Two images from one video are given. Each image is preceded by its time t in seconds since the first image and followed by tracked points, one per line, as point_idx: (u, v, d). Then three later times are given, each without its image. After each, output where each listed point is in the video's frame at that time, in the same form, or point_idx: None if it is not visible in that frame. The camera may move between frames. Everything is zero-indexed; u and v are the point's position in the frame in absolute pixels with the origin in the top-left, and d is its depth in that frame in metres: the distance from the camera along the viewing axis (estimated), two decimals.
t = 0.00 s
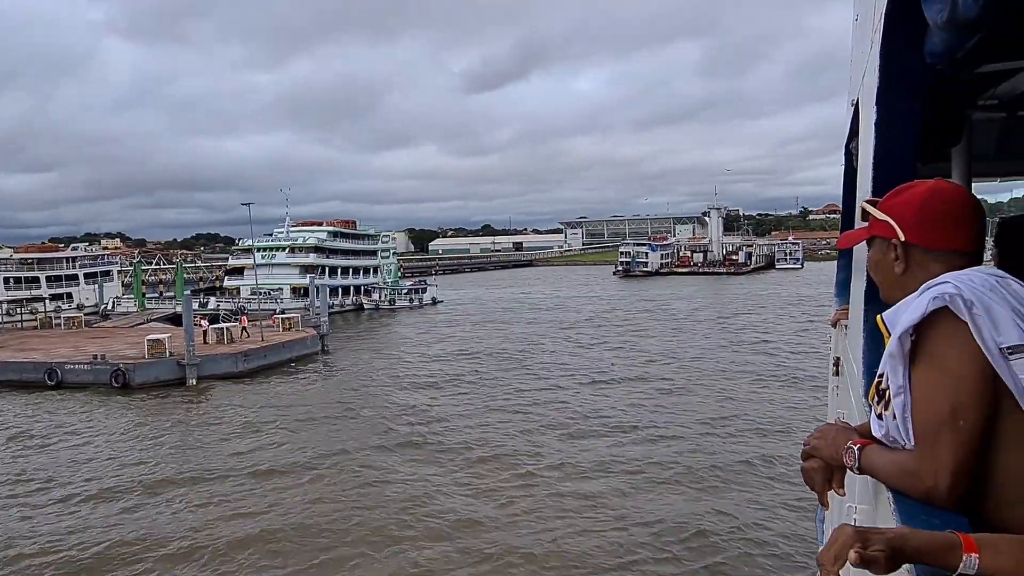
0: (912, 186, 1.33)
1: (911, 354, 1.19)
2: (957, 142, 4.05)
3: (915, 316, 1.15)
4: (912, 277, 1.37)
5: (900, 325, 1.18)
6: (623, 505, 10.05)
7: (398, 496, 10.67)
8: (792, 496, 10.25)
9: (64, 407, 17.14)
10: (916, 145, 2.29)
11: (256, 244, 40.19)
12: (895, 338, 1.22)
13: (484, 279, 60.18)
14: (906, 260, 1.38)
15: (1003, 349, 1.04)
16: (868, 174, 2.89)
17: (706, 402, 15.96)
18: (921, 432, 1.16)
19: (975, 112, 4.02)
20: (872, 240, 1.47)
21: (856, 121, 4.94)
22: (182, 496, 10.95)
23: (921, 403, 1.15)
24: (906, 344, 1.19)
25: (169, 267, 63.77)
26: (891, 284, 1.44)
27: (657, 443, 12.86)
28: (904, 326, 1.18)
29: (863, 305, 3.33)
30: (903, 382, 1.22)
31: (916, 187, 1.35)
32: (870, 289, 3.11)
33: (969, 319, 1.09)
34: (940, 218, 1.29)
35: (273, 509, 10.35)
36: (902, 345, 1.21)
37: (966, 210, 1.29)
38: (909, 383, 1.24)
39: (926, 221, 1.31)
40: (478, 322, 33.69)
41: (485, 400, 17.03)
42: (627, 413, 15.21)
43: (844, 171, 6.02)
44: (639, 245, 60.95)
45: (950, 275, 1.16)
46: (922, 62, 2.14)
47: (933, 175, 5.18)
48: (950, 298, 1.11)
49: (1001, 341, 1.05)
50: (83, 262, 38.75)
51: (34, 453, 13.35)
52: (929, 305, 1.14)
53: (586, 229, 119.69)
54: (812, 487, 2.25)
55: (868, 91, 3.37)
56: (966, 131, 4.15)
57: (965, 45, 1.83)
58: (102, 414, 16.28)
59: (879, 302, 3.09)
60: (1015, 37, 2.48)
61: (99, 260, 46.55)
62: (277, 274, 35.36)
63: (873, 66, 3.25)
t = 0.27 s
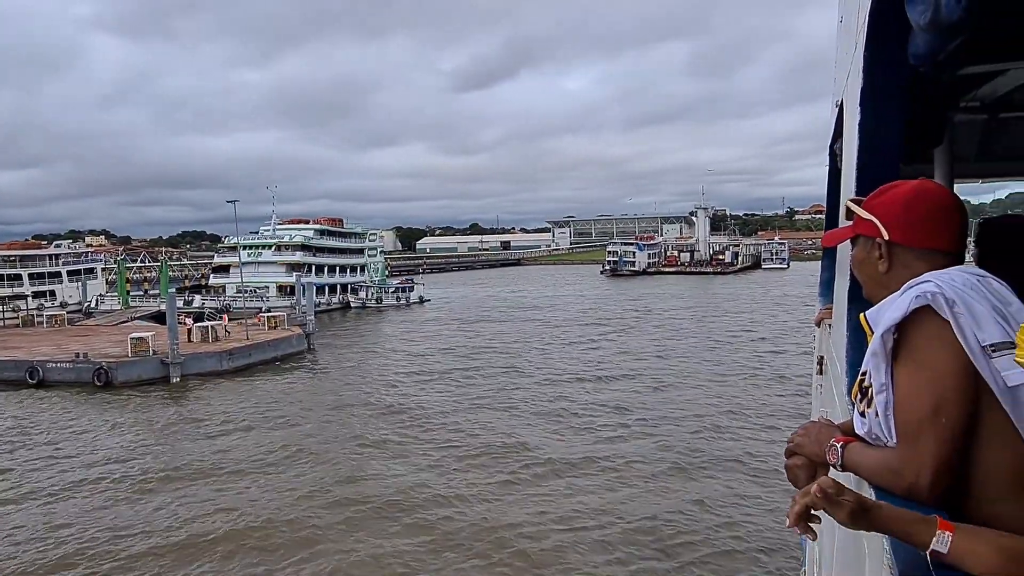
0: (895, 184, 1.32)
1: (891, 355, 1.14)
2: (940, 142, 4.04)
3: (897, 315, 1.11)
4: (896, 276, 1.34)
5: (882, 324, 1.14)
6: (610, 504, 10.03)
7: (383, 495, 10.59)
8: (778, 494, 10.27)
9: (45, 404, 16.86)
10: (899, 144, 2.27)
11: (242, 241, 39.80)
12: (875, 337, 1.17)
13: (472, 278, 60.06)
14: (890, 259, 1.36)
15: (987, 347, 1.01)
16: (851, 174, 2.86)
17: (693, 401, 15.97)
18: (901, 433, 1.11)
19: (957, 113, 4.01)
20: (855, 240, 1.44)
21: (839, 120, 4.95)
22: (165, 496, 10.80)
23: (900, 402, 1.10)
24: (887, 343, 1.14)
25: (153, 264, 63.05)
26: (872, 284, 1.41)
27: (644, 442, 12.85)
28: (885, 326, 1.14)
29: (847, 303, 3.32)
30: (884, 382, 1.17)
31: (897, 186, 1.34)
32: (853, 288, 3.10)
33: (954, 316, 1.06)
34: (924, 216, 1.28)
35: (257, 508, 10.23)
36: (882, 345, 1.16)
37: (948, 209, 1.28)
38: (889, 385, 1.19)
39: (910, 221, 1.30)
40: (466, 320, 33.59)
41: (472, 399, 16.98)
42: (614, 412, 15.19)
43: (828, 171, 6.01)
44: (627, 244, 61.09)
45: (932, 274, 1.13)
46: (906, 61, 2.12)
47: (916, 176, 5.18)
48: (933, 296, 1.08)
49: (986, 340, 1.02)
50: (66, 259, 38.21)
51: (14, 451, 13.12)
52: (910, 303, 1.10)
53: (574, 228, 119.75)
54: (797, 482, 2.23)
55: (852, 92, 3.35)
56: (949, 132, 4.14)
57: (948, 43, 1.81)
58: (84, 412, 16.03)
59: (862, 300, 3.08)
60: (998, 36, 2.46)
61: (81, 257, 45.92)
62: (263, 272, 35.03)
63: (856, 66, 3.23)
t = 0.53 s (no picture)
0: (874, 187, 1.40)
1: (873, 350, 1.25)
2: (919, 144, 4.10)
3: (878, 312, 1.22)
4: (876, 275, 1.42)
5: (863, 321, 1.24)
6: (595, 501, 10.11)
7: (371, 494, 10.58)
8: (761, 491, 10.41)
9: (23, 403, 16.56)
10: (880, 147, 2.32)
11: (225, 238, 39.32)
12: (857, 335, 1.28)
13: (457, 277, 59.84)
14: (870, 257, 1.43)
15: (960, 342, 1.12)
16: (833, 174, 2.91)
17: (677, 400, 16.09)
18: (882, 425, 1.21)
19: (936, 115, 4.08)
20: (836, 240, 1.51)
21: (821, 121, 4.98)
22: (149, 494, 10.71)
23: (885, 399, 1.20)
24: (867, 340, 1.25)
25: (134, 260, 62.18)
26: (854, 281, 1.48)
27: (629, 440, 12.94)
28: (866, 323, 1.24)
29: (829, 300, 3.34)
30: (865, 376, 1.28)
31: (877, 188, 1.42)
32: (834, 285, 3.13)
33: (930, 316, 1.16)
34: (903, 217, 1.36)
35: (243, 506, 10.18)
36: (863, 343, 1.27)
37: (926, 211, 1.37)
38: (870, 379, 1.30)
39: (889, 222, 1.38)
40: (452, 318, 33.43)
41: (458, 398, 16.92)
42: (599, 410, 15.27)
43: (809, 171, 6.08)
44: (613, 243, 61.16)
45: (910, 274, 1.23)
46: (886, 65, 2.15)
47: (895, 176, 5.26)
48: (911, 295, 1.18)
49: (959, 335, 1.13)
50: (45, 255, 37.56)
51: None
52: (892, 301, 1.20)
53: (560, 227, 119.74)
54: (778, 479, 2.23)
55: (835, 93, 3.39)
56: (928, 134, 4.22)
57: (928, 48, 1.86)
58: (64, 410, 15.74)
59: (844, 297, 3.10)
60: (976, 41, 2.51)
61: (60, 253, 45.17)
62: (247, 269, 34.62)
63: (839, 68, 3.27)
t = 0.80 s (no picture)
0: (859, 184, 1.40)
1: (857, 348, 1.23)
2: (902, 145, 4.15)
3: (862, 310, 1.20)
4: (858, 272, 1.43)
5: (848, 318, 1.23)
6: (582, 499, 10.14)
7: (358, 492, 10.55)
8: (747, 487, 10.50)
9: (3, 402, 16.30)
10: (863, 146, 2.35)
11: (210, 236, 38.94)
12: (839, 332, 1.26)
13: (445, 276, 59.68)
14: (854, 255, 1.44)
15: (945, 340, 1.11)
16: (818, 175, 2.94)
17: (664, 399, 16.17)
18: (866, 423, 1.20)
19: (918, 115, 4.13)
20: (821, 237, 1.52)
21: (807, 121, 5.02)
22: (134, 493, 10.61)
23: (868, 395, 1.18)
24: (851, 337, 1.24)
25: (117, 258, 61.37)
26: (837, 279, 1.49)
27: (617, 438, 13.00)
28: (851, 320, 1.23)
29: (813, 298, 3.36)
30: (848, 374, 1.27)
31: (860, 186, 1.42)
32: (818, 283, 3.15)
33: (915, 312, 1.15)
34: (887, 215, 1.38)
35: (230, 505, 10.13)
36: (848, 338, 1.25)
37: (909, 208, 1.37)
38: (853, 376, 1.29)
39: (874, 220, 1.39)
40: (439, 317, 33.31)
41: (445, 397, 16.88)
42: (587, 409, 15.31)
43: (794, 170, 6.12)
44: (600, 243, 61.26)
45: (893, 270, 1.23)
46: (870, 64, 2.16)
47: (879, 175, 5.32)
48: (894, 291, 1.17)
49: (943, 332, 1.12)
50: (26, 252, 37.01)
51: None
52: (875, 298, 1.19)
53: (547, 227, 119.76)
54: (762, 474, 2.22)
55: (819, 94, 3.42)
56: (911, 134, 4.25)
57: (911, 50, 1.88)
58: (45, 409, 15.52)
59: (829, 294, 3.11)
60: (959, 44, 2.53)
61: (41, 250, 44.48)
62: (233, 268, 34.31)
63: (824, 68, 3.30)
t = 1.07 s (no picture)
0: (848, 188, 1.46)
1: (847, 348, 1.27)
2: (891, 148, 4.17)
3: (852, 311, 1.25)
4: (848, 274, 1.49)
5: (836, 320, 1.27)
6: (574, 500, 10.19)
7: (352, 493, 10.55)
8: (739, 487, 10.56)
9: None
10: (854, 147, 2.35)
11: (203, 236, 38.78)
12: (829, 333, 1.30)
13: (439, 276, 59.62)
14: (842, 257, 1.50)
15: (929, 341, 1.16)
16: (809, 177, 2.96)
17: (658, 399, 16.19)
18: (853, 423, 1.25)
19: (909, 117, 4.15)
20: (809, 240, 1.58)
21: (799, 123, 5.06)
22: (127, 494, 10.59)
23: (854, 395, 1.23)
24: (840, 338, 1.28)
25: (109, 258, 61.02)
26: (827, 280, 1.55)
27: (611, 439, 13.03)
28: (839, 321, 1.27)
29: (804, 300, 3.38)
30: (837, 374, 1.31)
31: (848, 190, 1.48)
32: (808, 286, 3.19)
33: (902, 314, 1.20)
34: (874, 220, 1.43)
35: (224, 506, 10.12)
36: (836, 340, 1.30)
37: (898, 214, 1.43)
38: (842, 376, 1.33)
39: (864, 222, 1.44)
40: (432, 317, 33.29)
41: (438, 397, 16.88)
42: (581, 410, 15.32)
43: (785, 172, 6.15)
44: (594, 243, 61.32)
45: (882, 273, 1.28)
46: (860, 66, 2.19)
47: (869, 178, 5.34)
48: (883, 294, 1.21)
49: (928, 333, 1.16)
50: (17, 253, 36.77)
51: None
52: (863, 301, 1.24)
53: (542, 227, 119.75)
54: (753, 475, 2.27)
55: (811, 96, 3.44)
56: (902, 136, 4.28)
57: (901, 51, 1.87)
58: (36, 411, 15.44)
59: (818, 297, 3.13)
60: (953, 44, 2.52)
61: (33, 250, 44.20)
62: (226, 268, 34.19)
63: (816, 71, 3.31)
